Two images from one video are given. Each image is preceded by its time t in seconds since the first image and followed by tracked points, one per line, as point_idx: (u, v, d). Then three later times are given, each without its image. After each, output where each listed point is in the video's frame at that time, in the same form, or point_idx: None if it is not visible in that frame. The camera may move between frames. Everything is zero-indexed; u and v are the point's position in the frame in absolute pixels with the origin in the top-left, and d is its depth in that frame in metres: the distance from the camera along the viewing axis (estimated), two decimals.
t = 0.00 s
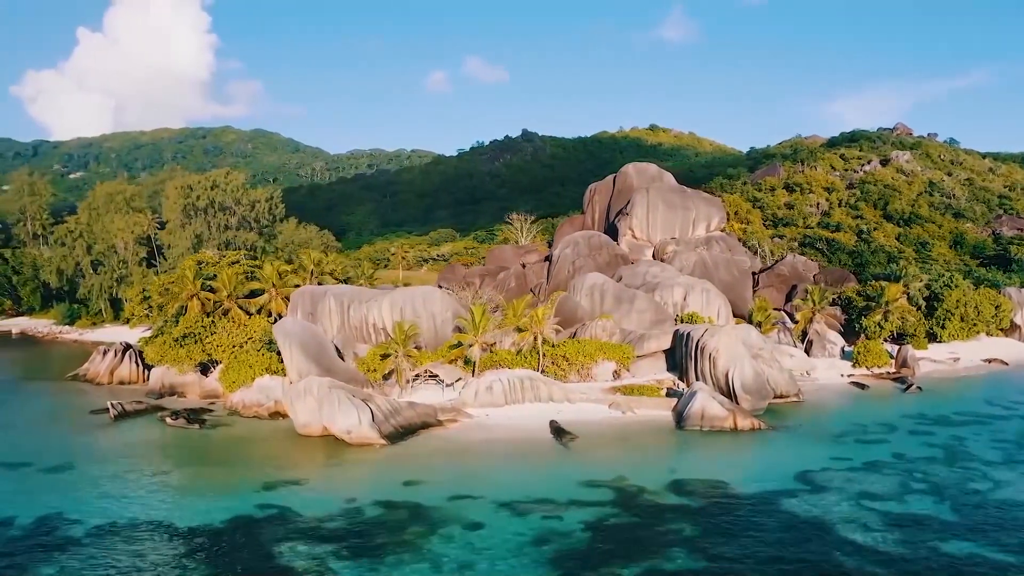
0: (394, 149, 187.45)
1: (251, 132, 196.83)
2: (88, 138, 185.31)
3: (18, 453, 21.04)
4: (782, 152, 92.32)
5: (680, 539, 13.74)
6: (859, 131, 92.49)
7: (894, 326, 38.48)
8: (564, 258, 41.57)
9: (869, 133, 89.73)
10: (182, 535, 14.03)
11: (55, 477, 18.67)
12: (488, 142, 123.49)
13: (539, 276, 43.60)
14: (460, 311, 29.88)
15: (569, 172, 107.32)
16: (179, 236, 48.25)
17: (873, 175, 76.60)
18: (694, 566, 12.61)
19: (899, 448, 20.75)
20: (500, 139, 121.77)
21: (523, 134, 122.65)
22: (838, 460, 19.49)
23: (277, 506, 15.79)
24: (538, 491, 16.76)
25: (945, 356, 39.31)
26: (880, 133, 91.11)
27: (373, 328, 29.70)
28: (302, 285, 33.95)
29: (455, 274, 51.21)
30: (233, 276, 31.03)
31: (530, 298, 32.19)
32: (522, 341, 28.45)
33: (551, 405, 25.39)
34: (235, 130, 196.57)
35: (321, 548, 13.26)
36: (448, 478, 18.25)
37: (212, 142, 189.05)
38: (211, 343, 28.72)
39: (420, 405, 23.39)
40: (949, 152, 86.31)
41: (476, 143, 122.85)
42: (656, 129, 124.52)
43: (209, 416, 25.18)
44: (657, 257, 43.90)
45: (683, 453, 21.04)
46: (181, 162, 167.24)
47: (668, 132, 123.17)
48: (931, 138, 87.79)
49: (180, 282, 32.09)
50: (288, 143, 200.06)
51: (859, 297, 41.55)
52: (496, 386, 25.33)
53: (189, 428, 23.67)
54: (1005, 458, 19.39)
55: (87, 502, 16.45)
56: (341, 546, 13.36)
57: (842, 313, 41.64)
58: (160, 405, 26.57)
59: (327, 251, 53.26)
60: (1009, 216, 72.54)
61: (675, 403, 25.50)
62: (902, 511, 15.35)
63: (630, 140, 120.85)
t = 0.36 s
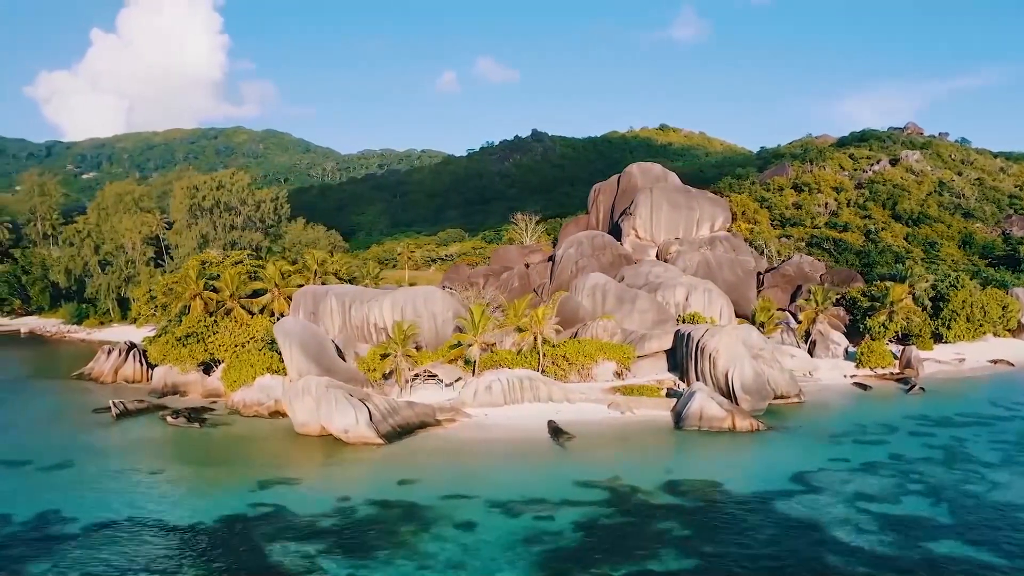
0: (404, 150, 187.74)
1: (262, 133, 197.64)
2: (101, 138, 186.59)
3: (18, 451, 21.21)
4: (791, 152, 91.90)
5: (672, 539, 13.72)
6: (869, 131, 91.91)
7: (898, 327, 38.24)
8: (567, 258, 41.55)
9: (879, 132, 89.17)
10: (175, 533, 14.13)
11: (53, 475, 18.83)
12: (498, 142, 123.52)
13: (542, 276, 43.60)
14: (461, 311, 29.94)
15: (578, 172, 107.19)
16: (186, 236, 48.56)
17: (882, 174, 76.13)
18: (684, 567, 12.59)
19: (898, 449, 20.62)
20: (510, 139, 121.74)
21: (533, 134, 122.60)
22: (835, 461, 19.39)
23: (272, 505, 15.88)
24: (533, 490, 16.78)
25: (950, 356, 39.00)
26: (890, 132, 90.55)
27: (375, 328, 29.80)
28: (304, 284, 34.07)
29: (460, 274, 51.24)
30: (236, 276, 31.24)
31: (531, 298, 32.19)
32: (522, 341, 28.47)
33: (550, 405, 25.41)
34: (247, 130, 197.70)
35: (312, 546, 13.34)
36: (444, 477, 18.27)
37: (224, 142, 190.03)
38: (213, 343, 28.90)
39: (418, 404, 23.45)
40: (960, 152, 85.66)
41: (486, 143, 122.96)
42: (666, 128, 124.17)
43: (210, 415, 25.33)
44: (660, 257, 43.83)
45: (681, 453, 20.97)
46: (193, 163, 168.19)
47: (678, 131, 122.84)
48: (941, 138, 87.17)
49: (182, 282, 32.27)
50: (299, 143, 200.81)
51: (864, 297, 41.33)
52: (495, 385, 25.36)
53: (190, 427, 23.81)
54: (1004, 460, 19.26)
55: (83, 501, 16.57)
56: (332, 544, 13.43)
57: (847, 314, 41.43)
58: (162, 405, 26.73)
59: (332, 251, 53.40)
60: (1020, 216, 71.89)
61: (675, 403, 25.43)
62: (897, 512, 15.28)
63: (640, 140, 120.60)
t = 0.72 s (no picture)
0: (415, 150, 188.08)
1: (275, 133, 198.55)
2: (115, 139, 188.04)
3: (20, 449, 21.43)
4: (802, 151, 91.42)
5: (661, 539, 13.73)
6: (881, 130, 91.31)
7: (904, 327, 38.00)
8: (571, 258, 41.55)
9: (891, 131, 88.52)
10: (169, 530, 14.27)
11: (52, 473, 19.02)
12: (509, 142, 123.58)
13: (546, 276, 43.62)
14: (462, 310, 30.03)
15: (587, 172, 107.09)
16: (193, 236, 48.97)
17: (893, 173, 75.58)
18: (672, 567, 12.60)
19: (896, 450, 20.50)
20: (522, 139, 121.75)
21: (544, 134, 122.56)
22: (832, 462, 19.31)
23: (267, 503, 16.00)
24: (527, 489, 16.82)
25: (957, 357, 38.70)
26: (902, 131, 89.88)
27: (376, 327, 29.90)
28: (308, 284, 34.24)
29: (465, 274, 51.35)
30: (239, 275, 31.49)
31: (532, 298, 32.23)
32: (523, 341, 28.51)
33: (550, 405, 25.44)
34: (259, 131, 198.72)
35: (303, 544, 13.44)
36: (439, 477, 18.33)
37: (237, 142, 191.05)
38: (216, 342, 29.12)
39: (416, 404, 23.55)
40: (973, 151, 84.90)
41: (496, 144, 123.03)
42: (677, 128, 123.81)
43: (211, 414, 25.52)
44: (664, 257, 43.76)
45: (678, 453, 20.95)
46: (206, 163, 169.20)
47: (689, 131, 122.41)
48: (954, 137, 86.45)
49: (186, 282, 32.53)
50: (312, 143, 201.69)
51: (870, 297, 41.06)
52: (495, 385, 25.43)
53: (191, 426, 23.99)
54: (1003, 461, 19.10)
55: (80, 498, 16.73)
56: (323, 542, 13.52)
57: (853, 314, 41.20)
58: (165, 403, 26.96)
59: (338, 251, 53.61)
60: None
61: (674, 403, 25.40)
62: (890, 514, 15.21)
63: (651, 139, 120.29)
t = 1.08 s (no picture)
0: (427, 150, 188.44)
1: (289, 134, 199.49)
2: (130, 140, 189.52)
3: (23, 447, 21.67)
4: (813, 151, 90.93)
5: (652, 540, 13.73)
6: (893, 129, 90.67)
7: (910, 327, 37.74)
8: (575, 258, 41.53)
9: (903, 131, 87.85)
10: (163, 527, 14.41)
11: (53, 470, 19.23)
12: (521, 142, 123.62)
13: (551, 276, 43.62)
14: (463, 310, 30.11)
15: (598, 172, 106.99)
16: (201, 236, 49.31)
17: (905, 173, 75.04)
18: (661, 568, 12.60)
19: (895, 451, 20.38)
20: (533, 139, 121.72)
21: (556, 134, 122.49)
22: (830, 463, 19.23)
23: (262, 501, 16.11)
24: (521, 489, 16.85)
25: (964, 358, 38.38)
26: (914, 130, 89.18)
27: (377, 327, 30.01)
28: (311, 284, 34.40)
29: (471, 274, 51.44)
30: (243, 275, 31.70)
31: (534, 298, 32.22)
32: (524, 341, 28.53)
33: (550, 405, 25.45)
34: (272, 132, 199.71)
35: (294, 542, 13.54)
36: (435, 476, 18.39)
37: (251, 142, 192.08)
38: (219, 342, 29.31)
39: (416, 403, 23.63)
40: (986, 151, 84.11)
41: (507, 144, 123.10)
42: (688, 128, 123.42)
43: (213, 413, 25.71)
44: (669, 257, 43.66)
45: (675, 453, 20.91)
46: (219, 164, 170.20)
47: (700, 130, 121.99)
48: (967, 137, 85.71)
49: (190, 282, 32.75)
50: (325, 144, 202.61)
51: (876, 298, 40.79)
52: (495, 385, 25.47)
53: (192, 425, 24.19)
54: (1004, 464, 18.94)
55: (78, 496, 16.91)
56: (314, 540, 13.61)
57: (859, 314, 40.95)
58: (167, 402, 27.16)
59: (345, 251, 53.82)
60: None
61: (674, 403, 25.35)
62: (885, 515, 15.14)
63: (662, 139, 119.98)
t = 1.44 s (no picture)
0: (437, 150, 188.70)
1: (300, 135, 200.25)
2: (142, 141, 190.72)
3: (25, 445, 21.86)
4: (822, 151, 90.52)
5: (643, 540, 13.74)
6: (903, 129, 90.10)
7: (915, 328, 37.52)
8: (578, 258, 41.51)
9: (913, 130, 87.28)
10: (158, 525, 14.52)
11: (54, 468, 19.41)
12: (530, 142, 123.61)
13: (554, 276, 43.62)
14: (464, 311, 30.16)
15: (606, 173, 106.87)
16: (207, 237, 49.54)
17: (915, 173, 74.55)
18: (651, 568, 12.60)
19: (894, 452, 20.28)
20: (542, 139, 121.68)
21: (566, 134, 122.33)
22: (828, 464, 19.13)
23: (258, 500, 16.20)
24: (515, 489, 16.87)
25: (970, 359, 38.10)
26: (925, 129, 88.59)
27: (379, 327, 30.11)
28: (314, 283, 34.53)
29: (476, 274, 51.51)
30: (246, 275, 31.87)
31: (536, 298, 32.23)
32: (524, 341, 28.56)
33: (549, 405, 25.46)
34: (284, 132, 200.44)
35: (287, 540, 13.62)
36: (430, 476, 18.45)
37: (262, 142, 192.85)
38: (221, 341, 29.47)
39: (415, 403, 23.69)
40: (998, 150, 83.42)
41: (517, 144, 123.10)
42: (698, 128, 123.04)
43: (214, 412, 25.88)
44: (673, 257, 43.56)
45: (672, 454, 20.90)
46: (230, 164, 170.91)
47: (709, 130, 121.60)
48: (978, 136, 85.03)
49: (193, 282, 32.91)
50: (336, 144, 203.30)
51: (881, 298, 40.54)
52: (494, 385, 25.51)
53: (192, 424, 24.34)
54: (1004, 465, 18.79)
55: (76, 493, 17.06)
56: (307, 539, 13.68)
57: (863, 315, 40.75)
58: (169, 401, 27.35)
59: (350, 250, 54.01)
60: None
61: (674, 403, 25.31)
62: (880, 517, 15.07)
63: (671, 138, 119.66)
